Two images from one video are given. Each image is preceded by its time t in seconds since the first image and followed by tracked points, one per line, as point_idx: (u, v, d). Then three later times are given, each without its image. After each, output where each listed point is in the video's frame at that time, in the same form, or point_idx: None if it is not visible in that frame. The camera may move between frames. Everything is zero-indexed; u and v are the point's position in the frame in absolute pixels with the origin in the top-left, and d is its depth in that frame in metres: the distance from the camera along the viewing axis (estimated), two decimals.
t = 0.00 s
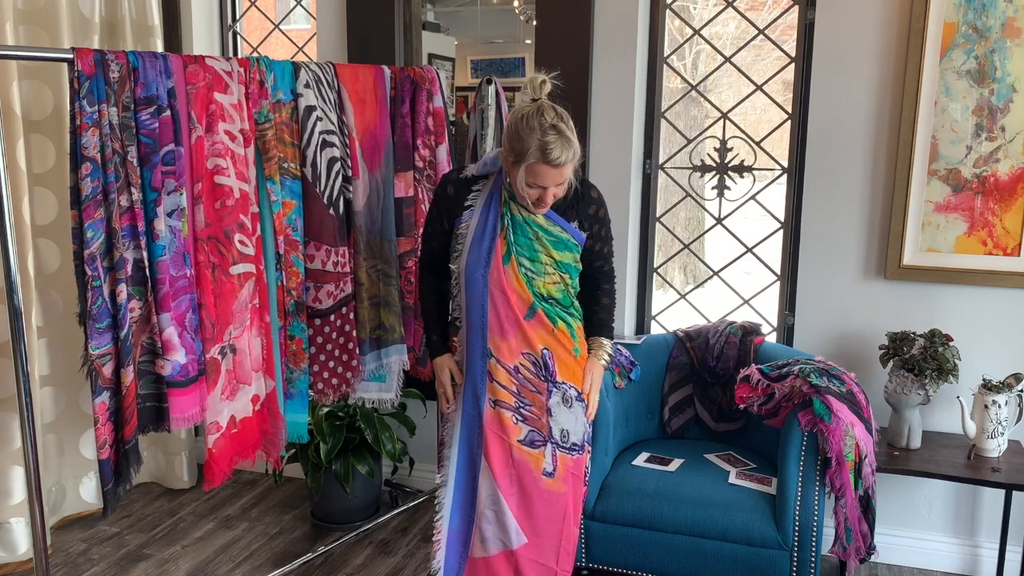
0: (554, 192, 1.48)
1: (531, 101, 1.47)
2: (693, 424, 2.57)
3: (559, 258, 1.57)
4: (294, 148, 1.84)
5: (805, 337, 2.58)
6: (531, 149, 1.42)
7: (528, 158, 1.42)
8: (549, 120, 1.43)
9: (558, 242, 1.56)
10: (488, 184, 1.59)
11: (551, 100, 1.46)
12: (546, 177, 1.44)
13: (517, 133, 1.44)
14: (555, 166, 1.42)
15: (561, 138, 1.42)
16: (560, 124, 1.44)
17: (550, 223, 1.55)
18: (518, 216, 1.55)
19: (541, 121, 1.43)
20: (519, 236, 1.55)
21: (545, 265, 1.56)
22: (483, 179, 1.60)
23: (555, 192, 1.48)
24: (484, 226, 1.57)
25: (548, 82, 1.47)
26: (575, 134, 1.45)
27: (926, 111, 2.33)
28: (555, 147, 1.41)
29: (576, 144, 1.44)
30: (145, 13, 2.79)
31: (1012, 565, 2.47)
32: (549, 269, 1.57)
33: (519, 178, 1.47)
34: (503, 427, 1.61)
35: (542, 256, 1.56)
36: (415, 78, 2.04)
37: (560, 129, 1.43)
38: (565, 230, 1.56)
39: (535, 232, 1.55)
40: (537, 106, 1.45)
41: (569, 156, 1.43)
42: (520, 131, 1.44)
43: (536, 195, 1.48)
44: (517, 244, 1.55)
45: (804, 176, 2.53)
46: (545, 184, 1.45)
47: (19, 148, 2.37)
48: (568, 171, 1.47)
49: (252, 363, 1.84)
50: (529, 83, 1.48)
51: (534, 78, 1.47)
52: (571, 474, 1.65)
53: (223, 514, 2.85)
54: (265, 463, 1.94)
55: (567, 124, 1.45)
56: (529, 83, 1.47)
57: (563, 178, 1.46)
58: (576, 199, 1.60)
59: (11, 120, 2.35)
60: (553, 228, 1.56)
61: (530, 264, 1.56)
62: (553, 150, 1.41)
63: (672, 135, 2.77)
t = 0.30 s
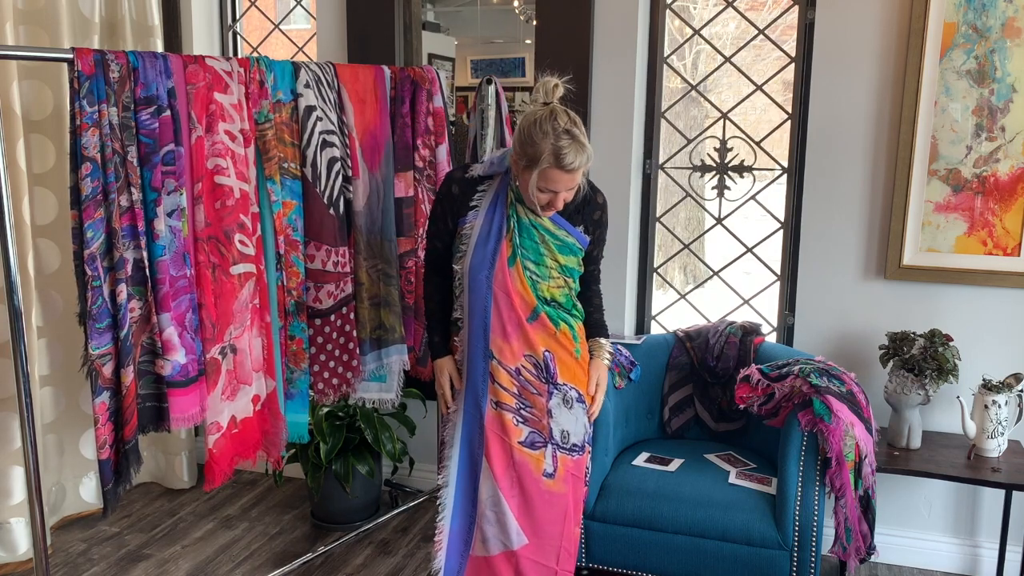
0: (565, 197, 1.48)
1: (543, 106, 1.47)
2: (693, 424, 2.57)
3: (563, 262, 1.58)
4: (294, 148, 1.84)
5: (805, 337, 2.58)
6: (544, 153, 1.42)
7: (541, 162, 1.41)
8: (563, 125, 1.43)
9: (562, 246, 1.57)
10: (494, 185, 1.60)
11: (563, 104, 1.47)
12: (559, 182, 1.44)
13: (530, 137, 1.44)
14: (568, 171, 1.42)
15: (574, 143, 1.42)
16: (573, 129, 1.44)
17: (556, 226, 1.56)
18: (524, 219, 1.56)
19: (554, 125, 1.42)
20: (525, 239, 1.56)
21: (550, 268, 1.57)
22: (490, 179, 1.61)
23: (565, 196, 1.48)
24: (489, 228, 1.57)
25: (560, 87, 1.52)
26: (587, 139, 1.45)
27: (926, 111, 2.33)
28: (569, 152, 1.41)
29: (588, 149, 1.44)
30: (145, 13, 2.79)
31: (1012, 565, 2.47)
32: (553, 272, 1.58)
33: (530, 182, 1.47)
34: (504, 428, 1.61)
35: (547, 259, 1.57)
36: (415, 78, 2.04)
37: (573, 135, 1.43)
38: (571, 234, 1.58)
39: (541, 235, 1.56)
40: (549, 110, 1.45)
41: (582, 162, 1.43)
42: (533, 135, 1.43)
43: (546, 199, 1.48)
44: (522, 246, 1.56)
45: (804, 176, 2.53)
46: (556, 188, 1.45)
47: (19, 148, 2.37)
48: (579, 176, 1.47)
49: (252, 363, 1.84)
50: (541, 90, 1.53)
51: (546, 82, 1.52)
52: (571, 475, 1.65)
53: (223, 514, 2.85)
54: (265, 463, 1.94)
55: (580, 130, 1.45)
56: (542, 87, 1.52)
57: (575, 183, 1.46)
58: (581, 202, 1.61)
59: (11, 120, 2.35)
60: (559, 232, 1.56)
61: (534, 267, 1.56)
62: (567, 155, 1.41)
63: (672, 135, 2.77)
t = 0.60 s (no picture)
0: (567, 195, 1.47)
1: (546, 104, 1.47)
2: (693, 424, 2.57)
3: (563, 262, 1.57)
4: (294, 148, 1.84)
5: (805, 337, 2.58)
6: (548, 150, 1.41)
7: (545, 159, 1.41)
8: (566, 123, 1.43)
9: (563, 245, 1.56)
10: (497, 183, 1.60)
11: (566, 102, 1.47)
12: (562, 179, 1.43)
13: (533, 134, 1.44)
14: (571, 168, 1.42)
15: (577, 140, 1.42)
16: (576, 127, 1.44)
17: (556, 226, 1.55)
18: (525, 217, 1.55)
19: (558, 123, 1.42)
20: (525, 237, 1.55)
21: (549, 268, 1.56)
22: (492, 177, 1.61)
23: (568, 194, 1.48)
24: (489, 225, 1.57)
25: (564, 86, 1.51)
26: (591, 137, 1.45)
27: (926, 111, 2.33)
28: (572, 149, 1.41)
29: (592, 147, 1.44)
30: (145, 13, 2.79)
31: (1012, 565, 2.47)
32: (552, 272, 1.57)
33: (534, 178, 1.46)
34: (503, 428, 1.61)
35: (546, 258, 1.56)
36: (415, 78, 2.04)
37: (577, 132, 1.43)
38: (572, 234, 1.56)
39: (542, 235, 1.55)
40: (552, 107, 1.45)
41: (585, 159, 1.43)
42: (536, 132, 1.43)
43: (549, 197, 1.47)
44: (522, 244, 1.55)
45: (804, 176, 2.53)
46: (559, 186, 1.45)
47: (19, 148, 2.37)
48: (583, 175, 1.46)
49: (253, 364, 1.84)
50: (544, 88, 1.51)
51: (550, 80, 1.51)
52: (570, 476, 1.65)
53: (223, 514, 2.85)
54: (266, 463, 1.94)
55: (583, 128, 1.45)
56: (546, 87, 1.51)
57: (578, 181, 1.46)
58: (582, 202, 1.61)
59: (11, 120, 2.35)
60: (559, 231, 1.55)
61: (533, 266, 1.56)
62: (571, 152, 1.40)
63: (672, 135, 2.77)
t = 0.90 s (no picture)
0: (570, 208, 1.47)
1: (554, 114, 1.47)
2: (693, 424, 2.57)
3: (556, 268, 1.57)
4: (293, 148, 1.84)
5: (805, 337, 2.58)
6: (552, 163, 1.41)
7: (548, 172, 1.41)
8: (572, 136, 1.42)
9: (558, 252, 1.56)
10: (500, 181, 1.60)
11: (575, 114, 1.46)
12: (564, 193, 1.43)
13: (538, 146, 1.44)
14: (574, 183, 1.42)
15: (582, 155, 1.42)
16: (582, 141, 1.43)
17: (554, 231, 1.55)
18: (525, 220, 1.55)
19: (564, 136, 1.42)
20: (520, 239, 1.55)
21: (540, 272, 1.57)
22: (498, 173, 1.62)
23: (570, 207, 1.48)
24: (488, 222, 1.58)
25: (573, 97, 1.49)
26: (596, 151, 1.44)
27: (926, 111, 2.33)
28: (576, 164, 1.40)
29: (596, 162, 1.44)
30: (145, 13, 2.79)
31: (1012, 565, 2.47)
32: (543, 276, 1.57)
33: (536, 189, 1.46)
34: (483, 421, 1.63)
35: (539, 262, 1.56)
36: (415, 78, 2.04)
37: (582, 146, 1.42)
38: (568, 240, 1.56)
39: (537, 239, 1.55)
40: (560, 118, 1.44)
41: (589, 174, 1.42)
42: (541, 144, 1.43)
43: (551, 209, 1.48)
44: (517, 246, 1.56)
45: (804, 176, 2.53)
46: (561, 199, 1.45)
47: (19, 148, 2.37)
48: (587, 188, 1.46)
49: (253, 364, 1.84)
50: (553, 98, 1.50)
51: (558, 91, 1.50)
52: (551, 472, 1.63)
53: (223, 514, 2.85)
54: (266, 463, 1.94)
55: (589, 142, 1.45)
56: (554, 97, 1.50)
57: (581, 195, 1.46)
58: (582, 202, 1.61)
59: (11, 120, 2.35)
60: (556, 238, 1.55)
61: (525, 269, 1.56)
62: (574, 167, 1.40)
63: (672, 135, 2.77)
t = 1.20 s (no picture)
0: (544, 212, 1.53)
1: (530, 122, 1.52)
2: (693, 424, 2.57)
3: (527, 272, 1.60)
4: (294, 148, 1.84)
5: (805, 337, 2.58)
6: (523, 170, 1.47)
7: (519, 179, 1.47)
8: (544, 145, 1.46)
9: (530, 256, 1.59)
10: (486, 182, 1.67)
11: (550, 122, 1.50)
12: (536, 200, 1.49)
13: (512, 153, 1.49)
14: (545, 191, 1.47)
15: (553, 164, 1.46)
16: (554, 149, 1.47)
17: (528, 235, 1.58)
18: (504, 222, 1.60)
19: (536, 144, 1.46)
20: (496, 240, 1.60)
21: (510, 273, 1.61)
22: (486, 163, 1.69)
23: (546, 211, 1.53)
24: (473, 220, 1.65)
25: (549, 106, 1.54)
26: (570, 158, 1.48)
27: (926, 111, 2.33)
28: (546, 171, 1.45)
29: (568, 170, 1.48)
30: (145, 13, 2.79)
31: (1012, 565, 2.47)
32: (513, 278, 1.61)
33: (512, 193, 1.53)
34: (449, 414, 1.71)
35: (510, 264, 1.60)
36: (415, 78, 2.04)
37: (554, 155, 1.46)
38: (542, 246, 1.59)
39: (511, 241, 1.59)
40: (535, 126, 1.48)
41: (560, 182, 1.47)
42: (514, 151, 1.48)
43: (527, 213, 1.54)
44: (490, 246, 1.61)
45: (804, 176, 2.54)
46: (535, 205, 1.51)
47: (19, 148, 2.37)
48: (560, 195, 1.51)
49: (252, 363, 1.84)
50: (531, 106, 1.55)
51: (534, 100, 1.54)
52: (510, 472, 1.69)
53: (223, 514, 2.85)
54: (266, 463, 1.94)
55: (563, 150, 1.48)
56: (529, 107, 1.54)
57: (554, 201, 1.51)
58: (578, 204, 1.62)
59: (11, 120, 2.35)
60: (530, 244, 1.58)
61: (496, 268, 1.61)
62: (544, 175, 1.45)
63: (672, 135, 2.77)
